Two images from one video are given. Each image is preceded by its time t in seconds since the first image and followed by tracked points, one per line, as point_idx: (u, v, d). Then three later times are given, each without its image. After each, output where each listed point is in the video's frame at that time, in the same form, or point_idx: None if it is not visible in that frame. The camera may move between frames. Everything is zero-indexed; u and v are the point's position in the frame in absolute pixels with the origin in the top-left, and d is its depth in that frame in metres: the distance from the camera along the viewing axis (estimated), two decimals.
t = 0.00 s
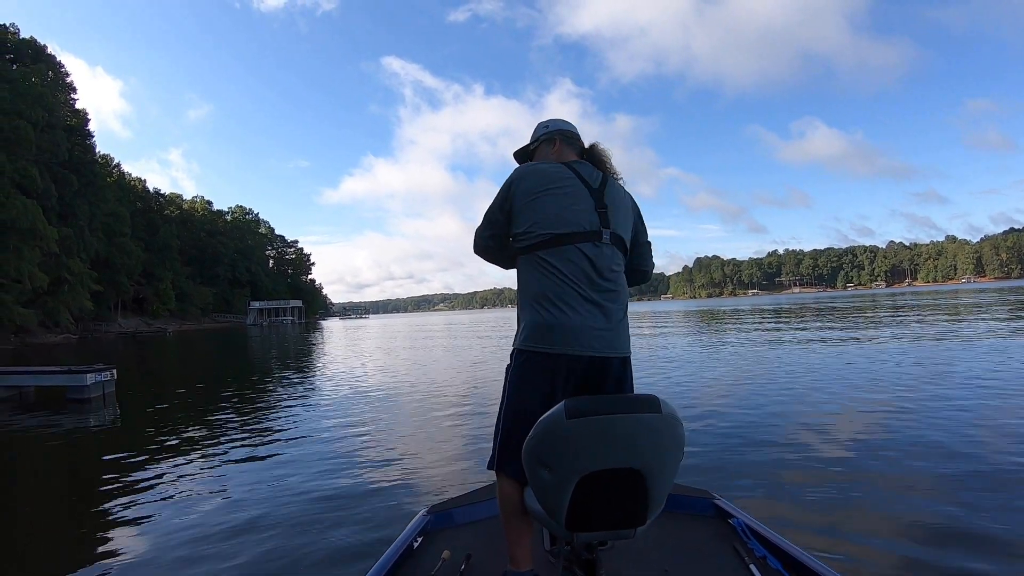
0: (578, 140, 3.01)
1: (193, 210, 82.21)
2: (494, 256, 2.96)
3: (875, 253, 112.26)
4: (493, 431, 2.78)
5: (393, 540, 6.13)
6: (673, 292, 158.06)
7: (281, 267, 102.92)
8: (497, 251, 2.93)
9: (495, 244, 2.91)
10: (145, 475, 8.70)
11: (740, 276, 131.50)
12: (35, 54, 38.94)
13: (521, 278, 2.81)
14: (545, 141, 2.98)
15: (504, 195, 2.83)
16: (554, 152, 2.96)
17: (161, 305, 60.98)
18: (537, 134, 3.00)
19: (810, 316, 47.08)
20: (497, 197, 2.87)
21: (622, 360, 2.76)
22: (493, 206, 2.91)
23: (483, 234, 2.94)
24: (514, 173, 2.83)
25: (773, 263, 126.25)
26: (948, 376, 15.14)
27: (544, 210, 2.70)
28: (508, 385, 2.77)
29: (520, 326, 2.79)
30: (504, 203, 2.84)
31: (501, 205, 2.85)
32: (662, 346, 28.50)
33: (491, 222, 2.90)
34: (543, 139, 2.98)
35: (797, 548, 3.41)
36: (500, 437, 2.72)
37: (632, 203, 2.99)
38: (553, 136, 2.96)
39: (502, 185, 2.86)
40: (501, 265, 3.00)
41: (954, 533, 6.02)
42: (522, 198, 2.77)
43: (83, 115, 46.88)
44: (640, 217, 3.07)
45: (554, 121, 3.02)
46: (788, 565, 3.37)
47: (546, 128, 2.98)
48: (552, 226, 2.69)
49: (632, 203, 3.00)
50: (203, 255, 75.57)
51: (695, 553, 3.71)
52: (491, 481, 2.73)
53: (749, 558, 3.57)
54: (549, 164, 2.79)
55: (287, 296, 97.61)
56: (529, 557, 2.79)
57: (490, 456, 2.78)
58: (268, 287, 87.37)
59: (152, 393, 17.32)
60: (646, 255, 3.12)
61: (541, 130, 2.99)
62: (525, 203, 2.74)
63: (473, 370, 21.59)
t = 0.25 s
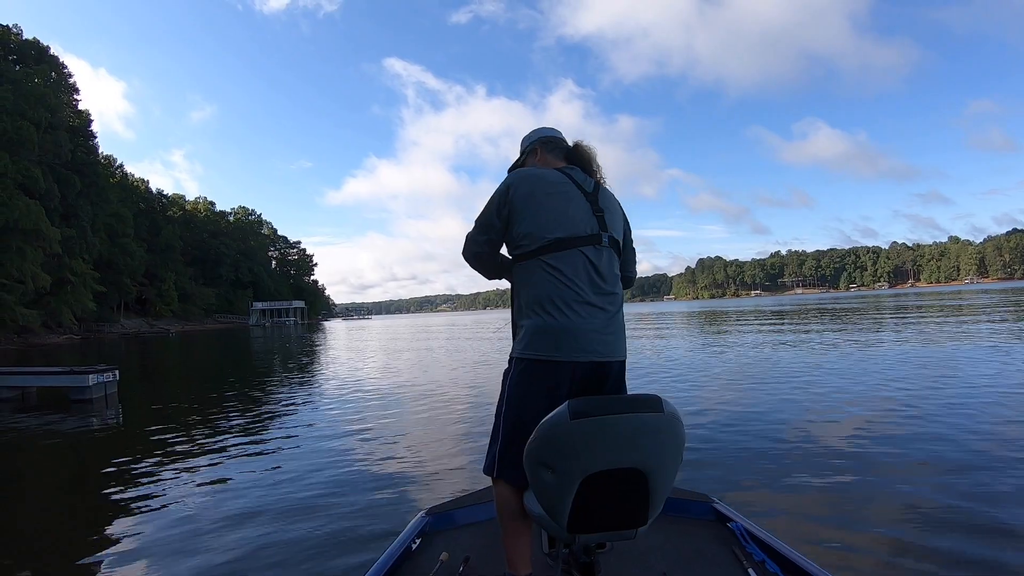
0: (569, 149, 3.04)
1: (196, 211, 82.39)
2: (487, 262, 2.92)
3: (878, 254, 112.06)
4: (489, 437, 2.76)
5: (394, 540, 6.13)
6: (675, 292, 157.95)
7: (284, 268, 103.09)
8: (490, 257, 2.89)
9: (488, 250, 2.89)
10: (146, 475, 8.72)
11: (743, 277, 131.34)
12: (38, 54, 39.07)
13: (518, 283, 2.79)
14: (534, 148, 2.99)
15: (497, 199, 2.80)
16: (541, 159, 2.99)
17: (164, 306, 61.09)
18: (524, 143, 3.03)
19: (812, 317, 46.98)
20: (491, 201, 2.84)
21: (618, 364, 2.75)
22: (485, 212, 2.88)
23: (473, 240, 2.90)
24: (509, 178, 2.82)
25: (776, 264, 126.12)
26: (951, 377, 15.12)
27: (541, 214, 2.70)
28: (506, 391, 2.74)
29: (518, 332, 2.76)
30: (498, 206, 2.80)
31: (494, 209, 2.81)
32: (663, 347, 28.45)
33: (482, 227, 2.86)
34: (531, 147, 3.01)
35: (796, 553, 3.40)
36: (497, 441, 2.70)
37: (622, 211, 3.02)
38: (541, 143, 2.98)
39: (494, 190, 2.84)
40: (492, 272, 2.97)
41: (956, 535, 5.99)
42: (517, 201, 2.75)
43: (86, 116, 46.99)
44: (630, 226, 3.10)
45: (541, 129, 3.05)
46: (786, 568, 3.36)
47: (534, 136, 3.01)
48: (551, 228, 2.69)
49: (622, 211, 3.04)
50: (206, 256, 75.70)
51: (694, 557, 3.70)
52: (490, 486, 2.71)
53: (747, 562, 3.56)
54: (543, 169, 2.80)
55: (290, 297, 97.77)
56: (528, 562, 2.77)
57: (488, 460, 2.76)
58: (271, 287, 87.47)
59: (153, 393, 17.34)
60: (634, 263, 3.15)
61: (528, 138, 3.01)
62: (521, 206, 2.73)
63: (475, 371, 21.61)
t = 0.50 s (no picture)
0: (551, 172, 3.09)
1: (198, 212, 82.58)
2: (475, 283, 2.82)
3: (880, 253, 111.86)
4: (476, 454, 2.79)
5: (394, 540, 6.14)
6: (678, 292, 157.78)
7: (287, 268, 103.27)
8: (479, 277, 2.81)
9: (476, 273, 2.80)
10: (147, 476, 8.74)
11: (746, 276, 131.07)
12: (41, 55, 39.18)
13: (511, 303, 2.73)
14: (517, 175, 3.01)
15: (486, 217, 2.75)
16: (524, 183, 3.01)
17: (166, 306, 61.23)
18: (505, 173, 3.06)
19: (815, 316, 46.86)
20: (480, 219, 2.78)
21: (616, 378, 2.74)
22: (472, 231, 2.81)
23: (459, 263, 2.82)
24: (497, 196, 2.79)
25: (778, 263, 125.97)
26: (953, 376, 15.11)
27: (536, 231, 2.69)
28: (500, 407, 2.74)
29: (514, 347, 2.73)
30: (488, 225, 2.75)
31: (484, 228, 2.75)
32: (665, 346, 28.41)
33: (471, 248, 2.78)
34: (514, 174, 3.02)
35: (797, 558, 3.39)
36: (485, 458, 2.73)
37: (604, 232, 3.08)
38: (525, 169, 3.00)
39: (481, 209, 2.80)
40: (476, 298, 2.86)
41: (959, 533, 5.97)
42: (509, 220, 2.72)
43: (88, 117, 47.06)
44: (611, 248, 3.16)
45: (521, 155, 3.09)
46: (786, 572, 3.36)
47: (516, 161, 3.03)
48: (546, 246, 2.67)
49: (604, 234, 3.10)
50: (209, 256, 75.82)
51: (694, 561, 3.69)
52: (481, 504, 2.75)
53: (748, 568, 3.55)
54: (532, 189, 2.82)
55: (293, 297, 97.93)
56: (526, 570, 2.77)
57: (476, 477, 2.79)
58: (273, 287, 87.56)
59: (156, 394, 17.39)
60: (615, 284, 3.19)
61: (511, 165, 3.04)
62: (511, 225, 2.71)
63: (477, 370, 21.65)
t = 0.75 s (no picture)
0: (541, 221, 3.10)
1: (200, 211, 82.66)
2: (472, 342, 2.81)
3: (883, 251, 111.60)
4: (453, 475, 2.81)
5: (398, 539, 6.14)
6: (680, 291, 157.56)
7: (289, 268, 103.34)
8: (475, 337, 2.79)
9: (472, 328, 2.78)
10: (148, 476, 8.75)
11: (748, 275, 130.79)
12: (42, 55, 39.23)
13: (510, 360, 2.71)
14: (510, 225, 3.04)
15: (482, 272, 2.74)
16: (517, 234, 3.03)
17: (168, 306, 61.31)
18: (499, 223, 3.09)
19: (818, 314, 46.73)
20: (472, 276, 2.75)
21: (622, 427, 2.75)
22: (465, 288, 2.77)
23: (455, 317, 2.80)
24: (490, 252, 2.78)
25: (780, 261, 125.75)
26: (956, 375, 15.08)
27: (534, 289, 2.67)
28: (492, 444, 2.78)
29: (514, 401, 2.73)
30: (484, 279, 2.73)
31: (481, 283, 2.73)
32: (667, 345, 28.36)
33: (467, 303, 2.76)
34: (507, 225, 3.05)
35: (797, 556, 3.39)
36: (467, 481, 2.76)
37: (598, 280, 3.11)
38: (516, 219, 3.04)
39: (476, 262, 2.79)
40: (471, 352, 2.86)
41: (962, 531, 5.94)
42: (506, 275, 2.70)
43: (89, 117, 47.17)
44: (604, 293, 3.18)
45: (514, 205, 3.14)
46: (788, 571, 3.36)
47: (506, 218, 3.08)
48: (543, 303, 2.66)
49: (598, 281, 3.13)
50: (211, 256, 75.91)
51: (696, 561, 3.69)
52: (465, 524, 2.81)
53: (749, 566, 3.55)
54: (528, 242, 2.81)
55: (295, 296, 98.02)
56: None
57: (451, 498, 2.82)
58: (275, 287, 87.62)
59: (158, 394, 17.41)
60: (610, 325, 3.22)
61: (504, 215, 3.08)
62: (507, 280, 2.69)
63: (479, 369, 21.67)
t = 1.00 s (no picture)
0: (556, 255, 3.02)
1: (203, 210, 82.82)
2: (492, 401, 2.77)
3: (886, 251, 111.37)
4: (451, 485, 2.90)
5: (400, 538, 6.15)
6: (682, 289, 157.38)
7: (292, 266, 103.50)
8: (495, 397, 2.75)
9: (494, 392, 2.73)
10: (149, 475, 8.74)
11: (750, 274, 130.56)
12: (45, 54, 39.32)
13: (532, 422, 2.70)
14: (523, 265, 2.98)
15: (502, 333, 2.67)
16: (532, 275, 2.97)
17: (171, 304, 61.41)
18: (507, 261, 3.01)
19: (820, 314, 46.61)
20: (491, 333, 2.68)
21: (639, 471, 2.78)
22: (484, 343, 2.71)
23: (474, 382, 2.75)
24: (508, 304, 2.69)
25: (783, 261, 125.56)
26: (960, 374, 15.05)
27: (560, 354, 2.62)
28: (497, 470, 2.84)
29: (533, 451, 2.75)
30: (505, 343, 2.66)
31: (501, 346, 2.67)
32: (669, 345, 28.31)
33: (487, 367, 2.70)
34: (518, 262, 2.97)
35: (800, 554, 3.39)
36: (468, 491, 2.85)
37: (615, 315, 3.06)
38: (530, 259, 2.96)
39: (492, 320, 2.71)
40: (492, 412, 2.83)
41: (967, 534, 5.91)
42: (527, 335, 2.64)
43: (92, 115, 47.24)
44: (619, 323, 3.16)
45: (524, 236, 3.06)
46: (790, 569, 3.35)
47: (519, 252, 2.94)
48: (570, 369, 2.62)
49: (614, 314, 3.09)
50: (213, 254, 76.01)
51: (699, 560, 3.68)
52: (464, 530, 2.92)
53: (751, 564, 3.55)
54: (546, 293, 2.74)
55: (298, 295, 98.15)
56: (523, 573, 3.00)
57: (453, 504, 2.89)
58: (277, 286, 87.72)
59: (160, 391, 17.42)
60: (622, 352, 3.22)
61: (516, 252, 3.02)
62: (530, 343, 2.63)
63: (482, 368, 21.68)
